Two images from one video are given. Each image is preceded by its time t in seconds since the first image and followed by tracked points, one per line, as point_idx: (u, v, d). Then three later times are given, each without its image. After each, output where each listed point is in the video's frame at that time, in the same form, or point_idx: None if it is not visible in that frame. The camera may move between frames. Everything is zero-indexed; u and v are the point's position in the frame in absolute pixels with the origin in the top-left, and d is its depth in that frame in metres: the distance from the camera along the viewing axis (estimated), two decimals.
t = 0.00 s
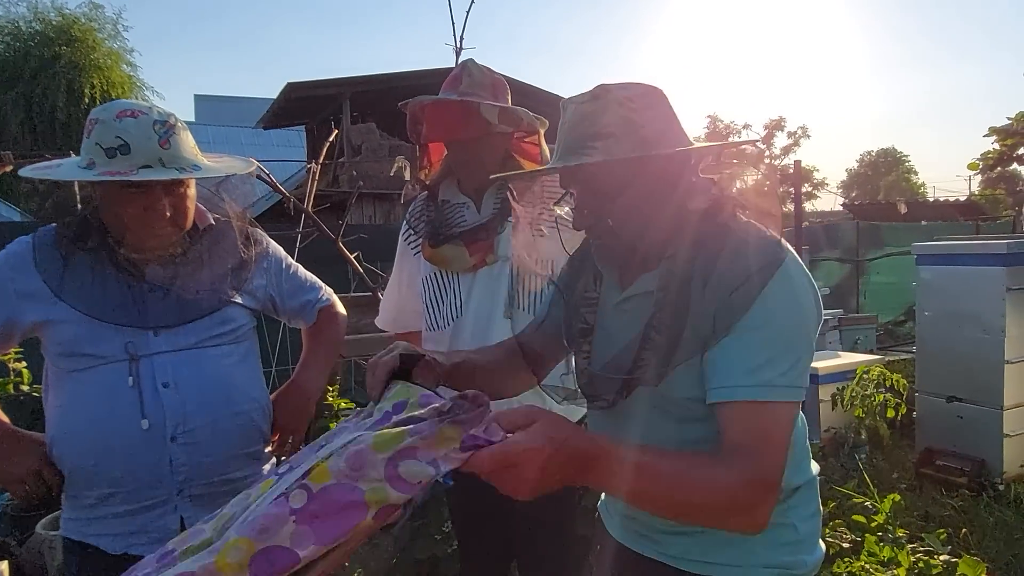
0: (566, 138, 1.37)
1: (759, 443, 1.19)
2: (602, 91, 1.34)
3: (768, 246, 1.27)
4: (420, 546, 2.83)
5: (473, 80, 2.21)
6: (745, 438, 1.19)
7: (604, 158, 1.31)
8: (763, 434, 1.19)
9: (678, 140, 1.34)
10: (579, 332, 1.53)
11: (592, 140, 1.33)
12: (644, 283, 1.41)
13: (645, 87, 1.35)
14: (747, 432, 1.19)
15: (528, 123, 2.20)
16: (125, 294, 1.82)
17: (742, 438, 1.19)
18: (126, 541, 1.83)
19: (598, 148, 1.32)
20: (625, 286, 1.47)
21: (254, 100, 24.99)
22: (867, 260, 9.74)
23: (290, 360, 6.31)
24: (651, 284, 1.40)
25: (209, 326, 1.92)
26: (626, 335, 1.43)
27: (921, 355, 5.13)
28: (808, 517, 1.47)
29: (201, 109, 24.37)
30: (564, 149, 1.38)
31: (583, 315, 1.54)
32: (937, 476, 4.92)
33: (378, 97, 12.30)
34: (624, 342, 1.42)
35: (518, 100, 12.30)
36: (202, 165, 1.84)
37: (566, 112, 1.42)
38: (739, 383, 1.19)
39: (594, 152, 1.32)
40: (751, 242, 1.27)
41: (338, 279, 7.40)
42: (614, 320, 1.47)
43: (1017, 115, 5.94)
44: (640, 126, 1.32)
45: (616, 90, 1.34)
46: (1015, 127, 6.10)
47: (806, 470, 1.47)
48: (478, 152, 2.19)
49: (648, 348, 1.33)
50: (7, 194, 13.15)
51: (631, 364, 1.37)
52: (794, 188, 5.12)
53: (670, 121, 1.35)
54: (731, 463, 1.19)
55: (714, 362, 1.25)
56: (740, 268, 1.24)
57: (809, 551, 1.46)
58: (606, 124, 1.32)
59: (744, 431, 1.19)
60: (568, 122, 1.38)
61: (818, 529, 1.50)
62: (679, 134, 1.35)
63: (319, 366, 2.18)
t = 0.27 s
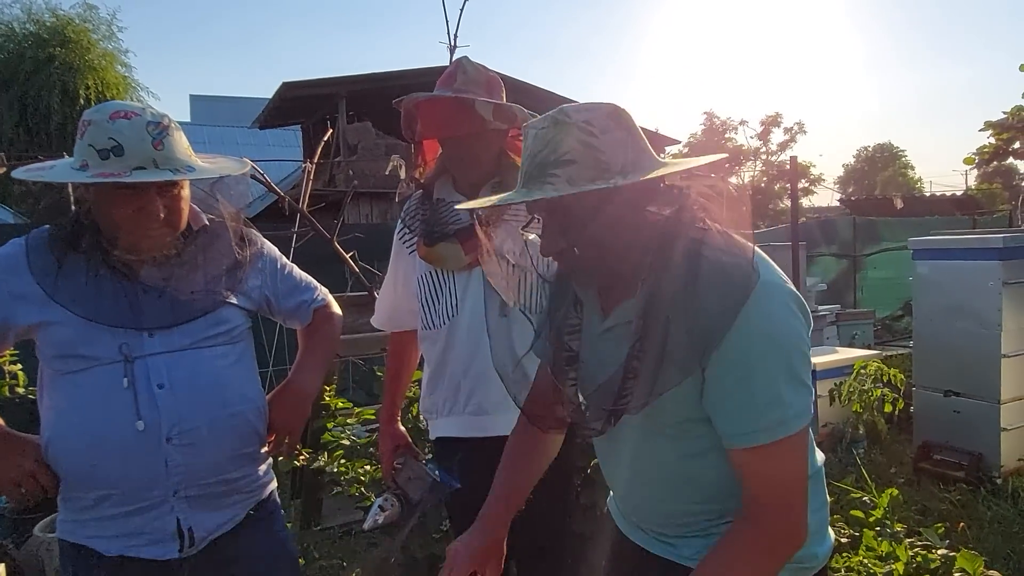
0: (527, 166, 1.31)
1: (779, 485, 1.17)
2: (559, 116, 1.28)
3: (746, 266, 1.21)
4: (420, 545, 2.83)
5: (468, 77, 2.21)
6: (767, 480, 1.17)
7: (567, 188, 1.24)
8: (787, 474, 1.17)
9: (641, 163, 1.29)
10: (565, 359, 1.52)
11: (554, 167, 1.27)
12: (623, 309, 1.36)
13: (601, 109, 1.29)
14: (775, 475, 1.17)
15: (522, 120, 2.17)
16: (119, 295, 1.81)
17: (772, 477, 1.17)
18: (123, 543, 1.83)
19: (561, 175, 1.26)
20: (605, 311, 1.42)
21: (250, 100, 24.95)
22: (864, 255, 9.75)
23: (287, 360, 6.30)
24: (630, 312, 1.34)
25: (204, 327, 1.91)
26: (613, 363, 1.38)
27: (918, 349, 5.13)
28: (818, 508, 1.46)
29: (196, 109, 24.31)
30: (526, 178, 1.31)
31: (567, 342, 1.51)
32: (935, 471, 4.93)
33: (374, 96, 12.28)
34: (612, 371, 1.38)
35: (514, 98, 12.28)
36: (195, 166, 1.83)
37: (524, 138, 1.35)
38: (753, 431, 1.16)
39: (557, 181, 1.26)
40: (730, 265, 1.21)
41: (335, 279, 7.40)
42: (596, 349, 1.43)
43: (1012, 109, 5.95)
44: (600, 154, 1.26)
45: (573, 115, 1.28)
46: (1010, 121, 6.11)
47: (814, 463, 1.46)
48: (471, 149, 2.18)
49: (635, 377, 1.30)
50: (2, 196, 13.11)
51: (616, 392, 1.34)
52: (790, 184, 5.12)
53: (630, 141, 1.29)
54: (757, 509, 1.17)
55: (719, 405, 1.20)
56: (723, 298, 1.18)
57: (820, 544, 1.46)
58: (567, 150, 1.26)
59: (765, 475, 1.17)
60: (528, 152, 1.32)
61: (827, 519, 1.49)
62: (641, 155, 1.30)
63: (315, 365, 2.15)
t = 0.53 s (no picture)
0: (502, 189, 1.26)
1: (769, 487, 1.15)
2: (532, 138, 1.24)
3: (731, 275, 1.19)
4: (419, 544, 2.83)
5: (464, 72, 2.19)
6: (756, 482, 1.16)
7: (543, 212, 1.20)
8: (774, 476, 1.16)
9: (619, 181, 1.25)
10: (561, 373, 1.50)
11: (529, 190, 1.22)
12: (614, 323, 1.34)
13: (574, 128, 1.25)
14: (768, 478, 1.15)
15: (519, 113, 2.19)
16: (115, 292, 1.80)
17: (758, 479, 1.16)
18: (120, 541, 1.82)
19: (537, 199, 1.21)
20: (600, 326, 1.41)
21: (246, 99, 24.90)
22: (861, 251, 9.75)
23: (284, 359, 6.29)
24: (621, 328, 1.33)
25: (200, 324, 1.91)
26: (605, 378, 1.37)
27: (916, 344, 5.13)
28: (820, 500, 1.46)
29: (192, 109, 24.25)
30: (502, 202, 1.27)
31: (561, 356, 1.49)
32: (933, 465, 4.94)
33: (371, 95, 12.25)
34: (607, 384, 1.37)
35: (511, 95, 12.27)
36: (193, 160, 1.83)
37: (501, 159, 1.31)
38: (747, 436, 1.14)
39: (534, 205, 1.21)
40: (717, 277, 1.19)
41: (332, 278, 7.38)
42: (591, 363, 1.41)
43: (1008, 104, 5.95)
44: (578, 175, 1.21)
45: (546, 136, 1.24)
46: (1007, 116, 6.11)
47: (814, 456, 1.45)
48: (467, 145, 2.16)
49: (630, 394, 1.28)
50: None
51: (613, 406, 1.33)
52: (788, 180, 5.11)
53: (606, 158, 1.24)
54: (749, 512, 1.16)
55: (713, 412, 1.19)
56: (710, 307, 1.17)
57: (824, 536, 1.46)
58: (542, 172, 1.21)
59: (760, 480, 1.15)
60: (506, 172, 1.27)
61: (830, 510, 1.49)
62: (619, 172, 1.26)
63: (312, 365, 2.15)
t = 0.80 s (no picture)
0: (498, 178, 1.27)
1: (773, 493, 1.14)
2: (528, 128, 1.25)
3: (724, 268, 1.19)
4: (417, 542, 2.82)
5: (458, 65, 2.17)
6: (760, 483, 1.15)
7: (536, 198, 1.20)
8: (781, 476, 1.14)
9: (613, 172, 1.25)
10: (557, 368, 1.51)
11: (524, 178, 1.23)
12: (611, 316, 1.36)
13: (571, 120, 1.26)
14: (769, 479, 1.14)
15: (515, 95, 2.19)
16: (117, 290, 1.80)
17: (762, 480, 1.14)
18: (119, 540, 1.81)
19: (531, 187, 1.22)
20: (595, 319, 1.43)
21: (244, 97, 24.86)
22: (859, 248, 9.76)
23: (283, 358, 6.29)
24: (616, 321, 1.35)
25: (202, 322, 1.93)
26: (601, 371, 1.39)
27: (914, 341, 5.14)
28: (819, 497, 1.46)
29: (190, 107, 24.21)
30: (498, 191, 1.28)
31: (558, 349, 1.51)
32: (931, 461, 4.95)
33: (368, 93, 12.23)
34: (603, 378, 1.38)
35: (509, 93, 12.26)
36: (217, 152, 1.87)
37: (498, 148, 1.32)
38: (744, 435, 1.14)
39: (527, 193, 1.21)
40: (709, 268, 1.19)
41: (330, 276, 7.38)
42: (587, 354, 1.44)
43: (1006, 101, 5.95)
44: (573, 164, 1.22)
45: (543, 127, 1.25)
46: (1004, 113, 6.12)
47: (812, 452, 1.46)
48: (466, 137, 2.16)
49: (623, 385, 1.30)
50: None
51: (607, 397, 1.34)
52: (786, 177, 5.11)
53: (601, 150, 1.25)
54: (753, 515, 1.16)
55: (713, 408, 1.18)
56: (703, 301, 1.17)
57: (821, 534, 1.46)
58: (536, 160, 1.22)
59: (760, 480, 1.14)
60: (501, 161, 1.28)
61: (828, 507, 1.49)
62: (614, 165, 1.26)
63: (313, 365, 2.18)
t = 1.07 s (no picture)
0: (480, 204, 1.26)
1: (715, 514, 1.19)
2: (511, 154, 1.22)
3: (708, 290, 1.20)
4: (416, 539, 2.81)
5: (455, 62, 2.16)
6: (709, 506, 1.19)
7: (518, 230, 1.19)
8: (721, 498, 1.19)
9: (597, 202, 1.23)
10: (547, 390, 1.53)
11: (505, 208, 1.21)
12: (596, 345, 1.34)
13: (555, 146, 1.23)
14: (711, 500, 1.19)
15: (512, 91, 2.18)
16: (123, 286, 1.79)
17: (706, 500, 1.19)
18: (117, 537, 1.81)
19: (511, 218, 1.21)
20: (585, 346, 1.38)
21: (242, 95, 24.84)
22: (857, 245, 9.77)
23: (281, 355, 6.28)
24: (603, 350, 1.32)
25: (204, 321, 1.94)
26: (591, 397, 1.37)
27: (912, 339, 5.14)
28: (822, 494, 1.47)
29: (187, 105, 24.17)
30: (480, 217, 1.27)
31: (548, 373, 1.52)
32: (928, 459, 4.96)
33: (367, 90, 12.21)
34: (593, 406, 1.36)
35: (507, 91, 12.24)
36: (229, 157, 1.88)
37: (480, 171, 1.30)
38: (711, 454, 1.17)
39: (508, 222, 1.21)
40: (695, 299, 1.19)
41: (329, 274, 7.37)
42: (575, 380, 1.40)
43: (1004, 99, 5.97)
44: (555, 193, 1.20)
45: (526, 154, 1.22)
46: (1002, 111, 6.13)
47: (814, 451, 1.46)
48: (464, 134, 2.15)
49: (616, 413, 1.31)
50: None
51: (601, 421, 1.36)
52: (784, 175, 5.12)
53: (585, 179, 1.23)
54: (681, 537, 1.19)
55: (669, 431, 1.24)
56: (679, 330, 1.19)
57: (825, 528, 1.46)
58: (518, 190, 1.20)
59: (697, 503, 1.18)
60: (483, 187, 1.26)
61: (831, 502, 1.49)
62: (598, 193, 1.24)
63: (313, 365, 2.18)
